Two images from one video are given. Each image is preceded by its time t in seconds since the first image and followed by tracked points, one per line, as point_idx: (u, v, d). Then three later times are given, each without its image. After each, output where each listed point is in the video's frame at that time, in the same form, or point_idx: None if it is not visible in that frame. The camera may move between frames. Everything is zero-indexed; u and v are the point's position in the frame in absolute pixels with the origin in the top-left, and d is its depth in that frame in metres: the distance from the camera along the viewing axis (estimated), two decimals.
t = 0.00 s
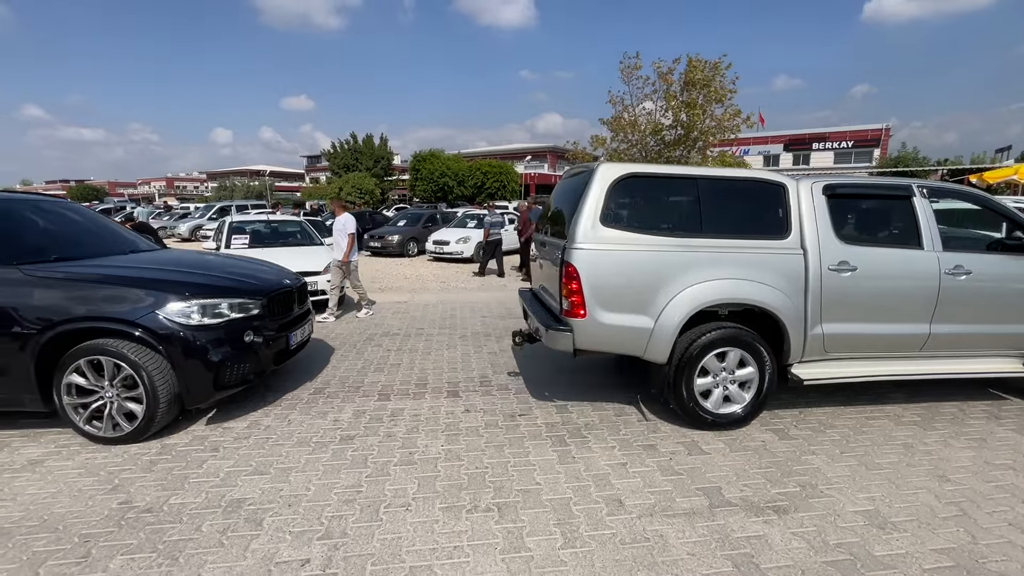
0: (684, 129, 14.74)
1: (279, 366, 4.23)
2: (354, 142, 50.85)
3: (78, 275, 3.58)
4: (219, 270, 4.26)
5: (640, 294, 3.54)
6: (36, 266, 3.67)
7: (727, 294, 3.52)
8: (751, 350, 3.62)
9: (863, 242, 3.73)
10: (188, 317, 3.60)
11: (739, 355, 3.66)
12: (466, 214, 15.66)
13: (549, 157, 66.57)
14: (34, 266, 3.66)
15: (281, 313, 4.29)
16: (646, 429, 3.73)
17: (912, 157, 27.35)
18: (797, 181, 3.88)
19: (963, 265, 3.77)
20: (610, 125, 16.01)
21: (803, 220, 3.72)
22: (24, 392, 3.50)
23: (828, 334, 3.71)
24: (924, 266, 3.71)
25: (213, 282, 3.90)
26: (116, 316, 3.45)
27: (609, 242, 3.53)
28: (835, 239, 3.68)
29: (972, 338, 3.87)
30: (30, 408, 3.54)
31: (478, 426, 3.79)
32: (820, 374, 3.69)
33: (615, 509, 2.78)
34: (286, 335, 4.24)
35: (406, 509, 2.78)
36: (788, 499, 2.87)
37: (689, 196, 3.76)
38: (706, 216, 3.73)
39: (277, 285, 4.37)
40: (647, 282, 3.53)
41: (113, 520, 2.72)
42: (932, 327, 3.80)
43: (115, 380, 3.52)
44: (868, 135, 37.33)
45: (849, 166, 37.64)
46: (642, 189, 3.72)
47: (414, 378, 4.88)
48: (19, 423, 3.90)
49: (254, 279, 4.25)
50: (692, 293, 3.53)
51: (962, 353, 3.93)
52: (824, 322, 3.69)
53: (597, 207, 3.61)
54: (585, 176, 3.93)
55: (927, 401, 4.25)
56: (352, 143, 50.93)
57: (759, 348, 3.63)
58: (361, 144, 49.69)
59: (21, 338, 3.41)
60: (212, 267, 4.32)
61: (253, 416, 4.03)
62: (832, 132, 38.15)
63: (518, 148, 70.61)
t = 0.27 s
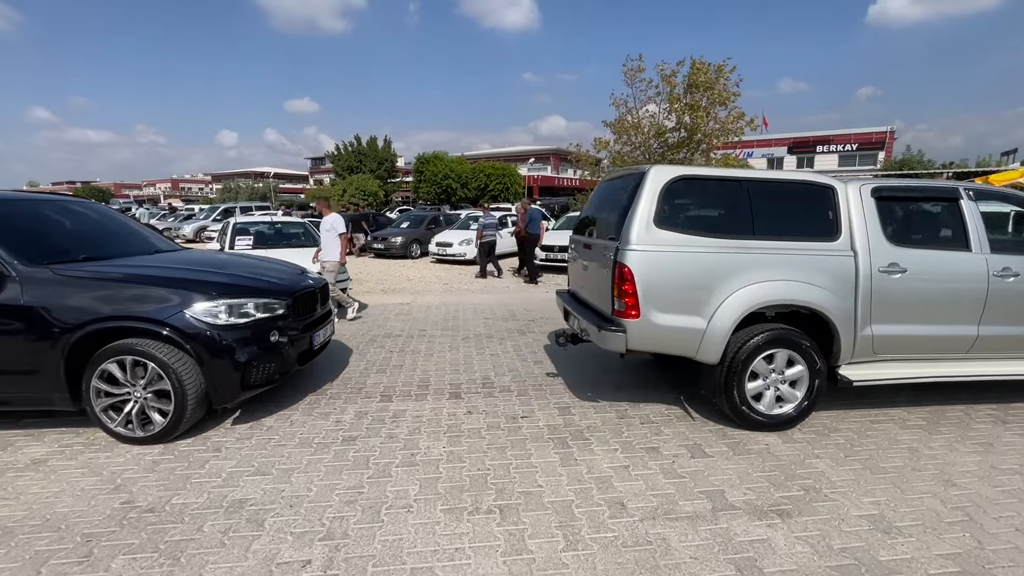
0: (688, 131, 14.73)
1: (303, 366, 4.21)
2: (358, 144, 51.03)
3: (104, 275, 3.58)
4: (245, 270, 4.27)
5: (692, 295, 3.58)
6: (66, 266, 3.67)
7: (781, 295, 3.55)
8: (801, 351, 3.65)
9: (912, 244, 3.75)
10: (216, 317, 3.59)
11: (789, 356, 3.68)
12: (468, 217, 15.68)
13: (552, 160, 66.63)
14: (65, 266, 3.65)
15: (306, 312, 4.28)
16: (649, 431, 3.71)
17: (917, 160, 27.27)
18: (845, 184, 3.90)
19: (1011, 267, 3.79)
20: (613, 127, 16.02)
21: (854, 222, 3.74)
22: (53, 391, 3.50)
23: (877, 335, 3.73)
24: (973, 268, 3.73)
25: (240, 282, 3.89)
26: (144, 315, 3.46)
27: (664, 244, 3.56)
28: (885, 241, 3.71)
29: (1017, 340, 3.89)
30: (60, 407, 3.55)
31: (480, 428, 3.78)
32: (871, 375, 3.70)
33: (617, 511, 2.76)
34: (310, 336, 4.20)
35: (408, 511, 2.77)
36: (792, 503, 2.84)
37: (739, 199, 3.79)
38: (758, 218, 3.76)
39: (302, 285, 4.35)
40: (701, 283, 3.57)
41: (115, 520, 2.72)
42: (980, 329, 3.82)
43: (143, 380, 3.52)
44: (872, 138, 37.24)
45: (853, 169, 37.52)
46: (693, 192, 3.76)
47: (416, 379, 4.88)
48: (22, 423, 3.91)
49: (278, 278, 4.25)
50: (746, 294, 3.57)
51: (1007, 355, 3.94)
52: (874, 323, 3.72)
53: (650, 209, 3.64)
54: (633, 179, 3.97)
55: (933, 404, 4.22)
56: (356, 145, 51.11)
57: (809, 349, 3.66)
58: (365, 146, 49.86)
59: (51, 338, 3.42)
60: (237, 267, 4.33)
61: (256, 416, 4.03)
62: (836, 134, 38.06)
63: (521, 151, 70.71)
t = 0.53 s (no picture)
0: (692, 135, 14.70)
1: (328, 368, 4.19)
2: (363, 147, 51.26)
3: (132, 276, 3.59)
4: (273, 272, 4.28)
5: (752, 298, 3.59)
6: (97, 267, 3.67)
7: (841, 298, 3.57)
8: (858, 354, 3.67)
9: (966, 249, 3.79)
10: (244, 318, 3.59)
11: (846, 360, 3.70)
12: (472, 220, 15.70)
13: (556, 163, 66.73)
14: (96, 267, 3.66)
15: (332, 314, 4.26)
16: (652, 435, 3.70)
17: (923, 164, 27.15)
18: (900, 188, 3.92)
19: None
20: (617, 131, 16.03)
21: (911, 227, 3.76)
22: (84, 391, 3.51)
23: (933, 338, 3.77)
24: None
25: (266, 284, 3.88)
26: (173, 315, 3.46)
27: (726, 247, 3.58)
28: (940, 246, 3.74)
29: None
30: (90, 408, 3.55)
31: (482, 431, 3.78)
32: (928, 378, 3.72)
33: (620, 516, 2.75)
34: (334, 338, 4.18)
35: (410, 513, 2.77)
36: (796, 509, 2.82)
37: (797, 203, 3.80)
38: (817, 222, 3.77)
39: (327, 286, 4.33)
40: (762, 285, 3.58)
41: (118, 520, 2.73)
42: None
43: (173, 381, 3.53)
44: (877, 142, 37.10)
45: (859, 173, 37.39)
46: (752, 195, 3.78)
47: (419, 382, 4.88)
48: (28, 422, 3.93)
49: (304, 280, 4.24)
50: (807, 297, 3.59)
51: None
52: (929, 326, 3.75)
53: (711, 212, 3.65)
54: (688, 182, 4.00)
55: (939, 410, 4.18)
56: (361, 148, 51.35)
57: (866, 352, 3.68)
58: (370, 149, 50.08)
59: (81, 339, 3.42)
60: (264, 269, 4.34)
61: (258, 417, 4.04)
62: (842, 138, 37.93)
63: (526, 154, 70.83)
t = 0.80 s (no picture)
0: (697, 140, 14.56)
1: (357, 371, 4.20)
2: (369, 151, 51.54)
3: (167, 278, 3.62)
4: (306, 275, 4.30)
5: (819, 305, 3.62)
6: (133, 269, 3.70)
7: (907, 305, 3.60)
8: (922, 361, 3.68)
9: None
10: (278, 321, 3.60)
11: (909, 367, 3.71)
12: (477, 223, 15.74)
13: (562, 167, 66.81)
14: (133, 269, 3.68)
15: (360, 317, 4.25)
16: (656, 442, 3.69)
17: (930, 171, 27.02)
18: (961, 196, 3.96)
19: None
20: (623, 135, 16.06)
21: (973, 235, 3.79)
22: (118, 393, 3.52)
23: (996, 346, 3.78)
24: None
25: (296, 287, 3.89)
26: (205, 318, 3.47)
27: (793, 254, 3.62)
28: (1003, 254, 3.76)
29: None
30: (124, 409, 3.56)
31: (486, 435, 3.78)
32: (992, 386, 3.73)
33: (624, 522, 2.74)
34: (362, 341, 4.18)
35: (413, 517, 2.77)
36: (801, 517, 2.81)
37: (862, 211, 3.85)
38: (882, 229, 3.81)
39: (355, 290, 4.31)
40: (829, 292, 3.61)
41: (124, 520, 2.75)
42: None
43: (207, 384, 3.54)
44: (884, 147, 36.94)
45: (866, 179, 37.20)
46: (818, 202, 3.82)
47: (423, 385, 4.89)
48: (36, 422, 3.97)
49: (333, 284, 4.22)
50: (874, 304, 3.61)
51: None
52: (992, 334, 3.76)
53: (778, 219, 3.70)
54: (750, 190, 4.05)
55: (946, 419, 4.15)
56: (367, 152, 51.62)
57: (930, 360, 3.68)
58: (376, 153, 50.35)
59: (115, 340, 3.44)
60: (298, 272, 4.37)
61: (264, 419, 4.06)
62: (849, 144, 37.79)
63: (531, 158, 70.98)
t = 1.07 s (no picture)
0: (703, 146, 14.60)
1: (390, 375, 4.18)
2: (375, 155, 51.83)
3: (210, 281, 3.66)
4: (339, 278, 4.31)
5: (889, 312, 3.65)
6: (173, 271, 3.75)
7: (976, 314, 3.65)
8: (990, 370, 3.69)
9: None
10: (315, 324, 3.61)
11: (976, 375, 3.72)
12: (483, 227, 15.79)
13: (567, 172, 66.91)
14: (173, 271, 3.72)
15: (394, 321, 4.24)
16: (662, 448, 3.68)
17: (938, 178, 26.87)
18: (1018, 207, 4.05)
19: None
20: (629, 141, 16.08)
21: None
22: (154, 393, 3.54)
23: None
24: None
25: (329, 291, 3.88)
26: (240, 320, 3.48)
27: (865, 262, 3.66)
28: None
29: None
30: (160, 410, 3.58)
31: (491, 439, 3.79)
32: None
33: (629, 528, 2.74)
34: (396, 345, 4.16)
35: (419, 520, 2.78)
36: (808, 526, 2.79)
37: (929, 221, 3.91)
38: (949, 238, 3.88)
39: (388, 294, 4.30)
40: (900, 300, 3.65)
41: (132, 520, 2.77)
42: None
43: (246, 385, 3.56)
44: (892, 155, 36.78)
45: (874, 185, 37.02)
46: (887, 212, 3.88)
47: (429, 389, 4.90)
48: (46, 422, 4.01)
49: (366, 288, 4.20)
50: (943, 312, 3.66)
51: None
52: None
53: (848, 227, 3.75)
54: (815, 200, 4.10)
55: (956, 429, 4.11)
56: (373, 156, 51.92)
57: (998, 368, 3.69)
58: (383, 157, 50.62)
59: (155, 341, 3.46)
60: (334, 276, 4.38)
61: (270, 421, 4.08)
62: (856, 151, 37.65)
63: (537, 163, 71.13)
